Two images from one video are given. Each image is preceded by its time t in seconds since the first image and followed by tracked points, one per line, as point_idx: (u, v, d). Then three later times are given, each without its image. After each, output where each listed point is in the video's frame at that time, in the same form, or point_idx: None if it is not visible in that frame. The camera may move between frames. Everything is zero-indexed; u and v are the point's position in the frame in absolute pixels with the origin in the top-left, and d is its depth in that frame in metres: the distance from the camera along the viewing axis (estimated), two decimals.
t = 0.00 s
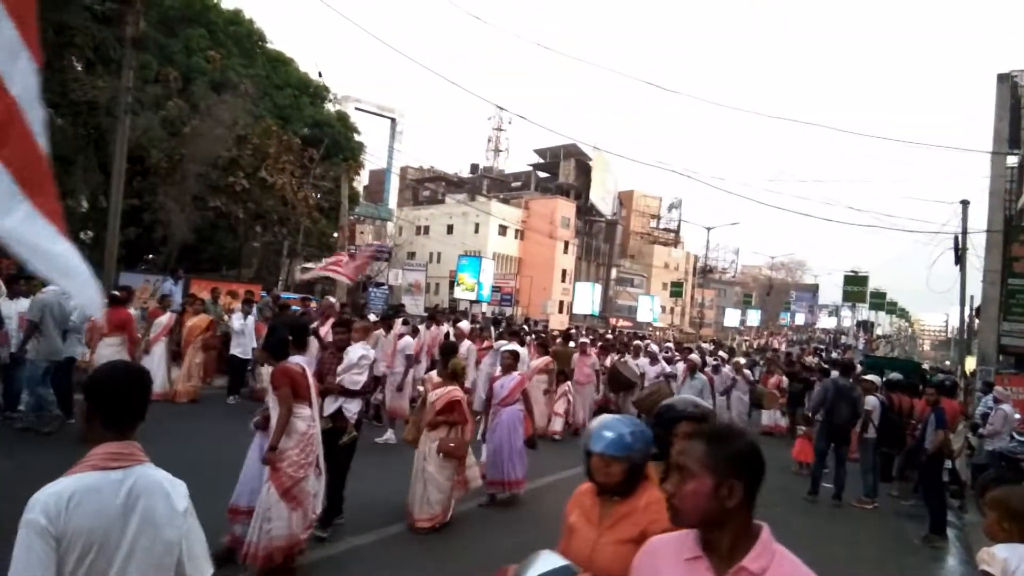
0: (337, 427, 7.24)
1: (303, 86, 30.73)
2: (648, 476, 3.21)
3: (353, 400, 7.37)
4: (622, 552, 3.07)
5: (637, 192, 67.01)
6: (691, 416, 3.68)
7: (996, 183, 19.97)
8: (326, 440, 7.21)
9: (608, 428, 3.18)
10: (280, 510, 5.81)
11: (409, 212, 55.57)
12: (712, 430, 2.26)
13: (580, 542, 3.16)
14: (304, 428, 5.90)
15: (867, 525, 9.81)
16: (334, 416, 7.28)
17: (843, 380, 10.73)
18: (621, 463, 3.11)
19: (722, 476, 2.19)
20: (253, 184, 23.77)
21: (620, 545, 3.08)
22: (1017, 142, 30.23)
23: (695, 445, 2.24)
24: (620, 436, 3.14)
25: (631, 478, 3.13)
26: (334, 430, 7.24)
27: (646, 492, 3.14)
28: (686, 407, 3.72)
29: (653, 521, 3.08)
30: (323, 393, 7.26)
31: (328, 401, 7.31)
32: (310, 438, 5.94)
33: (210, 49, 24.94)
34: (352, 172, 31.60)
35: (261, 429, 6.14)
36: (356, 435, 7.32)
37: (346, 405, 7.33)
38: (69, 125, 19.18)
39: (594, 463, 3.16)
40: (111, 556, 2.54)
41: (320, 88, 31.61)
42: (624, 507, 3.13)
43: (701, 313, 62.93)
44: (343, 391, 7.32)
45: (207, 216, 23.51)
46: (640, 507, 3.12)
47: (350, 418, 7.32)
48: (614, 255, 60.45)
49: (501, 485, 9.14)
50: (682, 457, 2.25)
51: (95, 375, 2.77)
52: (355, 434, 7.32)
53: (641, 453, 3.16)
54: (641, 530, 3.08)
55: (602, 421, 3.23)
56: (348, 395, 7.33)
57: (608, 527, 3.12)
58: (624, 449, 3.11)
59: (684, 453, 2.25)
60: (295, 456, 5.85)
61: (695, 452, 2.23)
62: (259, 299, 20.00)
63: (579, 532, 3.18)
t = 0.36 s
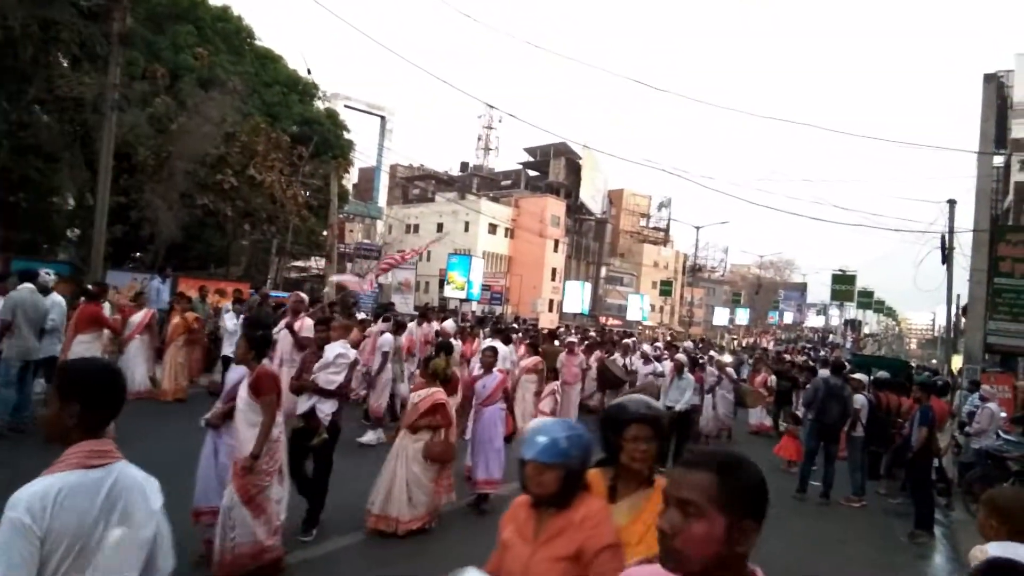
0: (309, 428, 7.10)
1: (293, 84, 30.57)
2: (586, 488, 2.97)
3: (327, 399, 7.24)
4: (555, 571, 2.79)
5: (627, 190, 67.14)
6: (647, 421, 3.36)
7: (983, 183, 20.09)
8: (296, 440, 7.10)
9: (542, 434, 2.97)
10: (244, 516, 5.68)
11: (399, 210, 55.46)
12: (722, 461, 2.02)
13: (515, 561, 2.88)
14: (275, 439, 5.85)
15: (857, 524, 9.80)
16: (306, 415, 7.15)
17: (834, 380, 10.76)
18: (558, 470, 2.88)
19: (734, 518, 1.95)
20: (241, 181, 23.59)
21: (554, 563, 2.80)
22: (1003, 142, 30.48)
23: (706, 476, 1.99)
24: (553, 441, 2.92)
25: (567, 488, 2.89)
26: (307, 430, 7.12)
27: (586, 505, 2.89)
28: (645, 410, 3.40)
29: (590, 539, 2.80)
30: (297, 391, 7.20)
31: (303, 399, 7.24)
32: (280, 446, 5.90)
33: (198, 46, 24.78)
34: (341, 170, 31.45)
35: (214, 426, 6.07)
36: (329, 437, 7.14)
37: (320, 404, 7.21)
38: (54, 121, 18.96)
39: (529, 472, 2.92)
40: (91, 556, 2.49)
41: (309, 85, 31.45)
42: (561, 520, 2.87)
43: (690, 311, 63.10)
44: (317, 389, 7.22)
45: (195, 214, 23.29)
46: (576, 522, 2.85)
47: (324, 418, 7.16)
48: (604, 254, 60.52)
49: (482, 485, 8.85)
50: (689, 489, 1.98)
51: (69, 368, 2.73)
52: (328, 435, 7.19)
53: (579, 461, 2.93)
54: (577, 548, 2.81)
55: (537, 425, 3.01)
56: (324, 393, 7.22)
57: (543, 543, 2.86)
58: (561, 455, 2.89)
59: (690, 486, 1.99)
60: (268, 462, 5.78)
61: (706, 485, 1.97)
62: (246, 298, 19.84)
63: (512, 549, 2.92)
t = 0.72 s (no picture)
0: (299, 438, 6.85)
1: (294, 89, 30.65)
2: (517, 508, 2.69)
3: (315, 409, 6.94)
4: None
5: (627, 198, 67.28)
6: (599, 435, 3.15)
7: (983, 193, 20.14)
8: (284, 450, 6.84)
9: (472, 443, 2.69)
10: (229, 527, 5.41)
11: (399, 215, 55.60)
12: (758, 485, 1.88)
13: None
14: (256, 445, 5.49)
15: (856, 533, 9.78)
16: (296, 426, 6.88)
17: (833, 389, 10.79)
18: (487, 485, 2.61)
19: (769, 549, 1.83)
20: (241, 186, 23.62)
21: None
22: (1002, 152, 30.55)
23: (737, 500, 1.86)
24: (482, 451, 2.64)
25: (495, 504, 2.62)
26: (298, 441, 6.87)
27: (514, 526, 2.63)
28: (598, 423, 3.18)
29: (518, 564, 2.54)
30: (284, 402, 6.92)
31: (290, 410, 6.96)
32: (260, 453, 5.57)
33: (200, 52, 24.85)
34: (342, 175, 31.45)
35: (184, 434, 5.55)
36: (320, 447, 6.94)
37: (308, 414, 6.92)
38: (55, 125, 18.98)
39: (455, 485, 2.65)
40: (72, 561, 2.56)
41: (310, 91, 31.53)
42: (487, 541, 2.60)
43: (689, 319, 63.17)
44: (304, 400, 6.95)
45: (196, 218, 23.29)
46: (502, 545, 2.58)
47: (314, 428, 6.92)
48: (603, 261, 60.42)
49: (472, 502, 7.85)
50: (719, 516, 1.86)
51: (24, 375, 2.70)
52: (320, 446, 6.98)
53: (510, 475, 2.65)
54: None
55: (468, 433, 2.73)
56: (311, 403, 6.94)
57: (466, 569, 2.57)
58: (491, 468, 2.61)
59: (720, 513, 1.86)
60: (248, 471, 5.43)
61: (737, 510, 1.85)
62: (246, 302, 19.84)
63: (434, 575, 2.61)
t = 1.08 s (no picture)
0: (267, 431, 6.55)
1: (289, 83, 30.56)
2: (415, 513, 2.41)
3: (285, 401, 6.66)
4: None
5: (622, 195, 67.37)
6: (521, 435, 2.87)
7: (976, 194, 20.22)
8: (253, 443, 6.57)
9: (364, 438, 2.40)
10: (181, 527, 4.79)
11: (394, 211, 55.55)
12: (707, 498, 1.75)
13: None
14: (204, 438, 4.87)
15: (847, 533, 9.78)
16: (263, 418, 6.58)
17: (826, 388, 10.80)
18: (379, 485, 2.33)
19: (721, 571, 1.71)
20: (236, 180, 23.55)
21: None
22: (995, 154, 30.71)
23: (684, 517, 1.73)
24: (375, 445, 2.36)
25: (388, 510, 2.34)
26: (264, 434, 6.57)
27: (407, 538, 2.34)
28: (519, 419, 2.89)
29: None
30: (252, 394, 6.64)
31: (258, 402, 6.65)
32: (208, 446, 4.94)
33: (196, 44, 24.73)
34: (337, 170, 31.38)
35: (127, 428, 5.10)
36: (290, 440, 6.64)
37: (278, 406, 6.63)
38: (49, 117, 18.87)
39: (341, 488, 2.37)
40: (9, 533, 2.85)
41: (306, 85, 31.41)
42: (375, 556, 2.32)
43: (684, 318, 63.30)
44: (274, 391, 6.64)
45: (190, 212, 23.20)
46: (393, 558, 2.30)
47: (282, 421, 6.62)
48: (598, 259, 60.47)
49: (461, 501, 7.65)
50: (665, 539, 1.72)
51: None
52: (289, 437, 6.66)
53: (407, 477, 2.37)
54: None
55: (362, 428, 2.44)
56: (281, 395, 6.63)
57: None
58: (383, 466, 2.33)
59: (668, 535, 1.73)
60: (198, 469, 4.86)
61: (685, 530, 1.72)
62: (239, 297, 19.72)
63: None
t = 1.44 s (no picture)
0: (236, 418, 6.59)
1: (278, 66, 30.27)
2: (279, 527, 2.24)
3: (252, 390, 6.61)
4: None
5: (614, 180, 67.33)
6: (419, 425, 2.60)
7: (967, 178, 20.27)
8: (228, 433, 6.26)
9: (213, 439, 2.22)
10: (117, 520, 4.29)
11: (385, 195, 55.39)
12: (572, 478, 1.58)
13: None
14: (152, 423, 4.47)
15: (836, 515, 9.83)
16: (233, 406, 6.59)
17: (818, 372, 10.87)
18: (230, 495, 2.17)
19: (584, 561, 1.54)
20: (225, 164, 23.34)
21: None
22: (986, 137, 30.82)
23: (546, 497, 1.56)
24: (231, 448, 2.18)
25: (243, 520, 2.18)
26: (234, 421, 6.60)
27: (267, 558, 2.16)
28: (416, 408, 2.63)
29: None
30: (220, 381, 6.62)
31: (227, 390, 6.64)
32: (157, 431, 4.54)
33: (183, 27, 24.46)
34: (327, 154, 31.14)
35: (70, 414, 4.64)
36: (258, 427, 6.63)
37: (245, 395, 6.61)
38: (34, 100, 18.67)
39: (189, 495, 2.20)
40: None
41: (295, 68, 31.11)
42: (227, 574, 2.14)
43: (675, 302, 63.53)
44: (242, 379, 6.58)
45: (179, 196, 23.05)
46: None
47: (250, 409, 6.62)
48: (589, 243, 60.43)
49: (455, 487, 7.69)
50: (522, 525, 1.55)
51: None
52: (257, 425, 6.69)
53: (266, 483, 2.20)
54: None
55: (214, 427, 2.27)
56: (249, 384, 6.59)
57: None
58: (238, 473, 2.17)
59: (523, 520, 1.55)
60: (142, 455, 4.43)
61: (547, 513, 1.55)
62: (230, 282, 19.66)
63: None
